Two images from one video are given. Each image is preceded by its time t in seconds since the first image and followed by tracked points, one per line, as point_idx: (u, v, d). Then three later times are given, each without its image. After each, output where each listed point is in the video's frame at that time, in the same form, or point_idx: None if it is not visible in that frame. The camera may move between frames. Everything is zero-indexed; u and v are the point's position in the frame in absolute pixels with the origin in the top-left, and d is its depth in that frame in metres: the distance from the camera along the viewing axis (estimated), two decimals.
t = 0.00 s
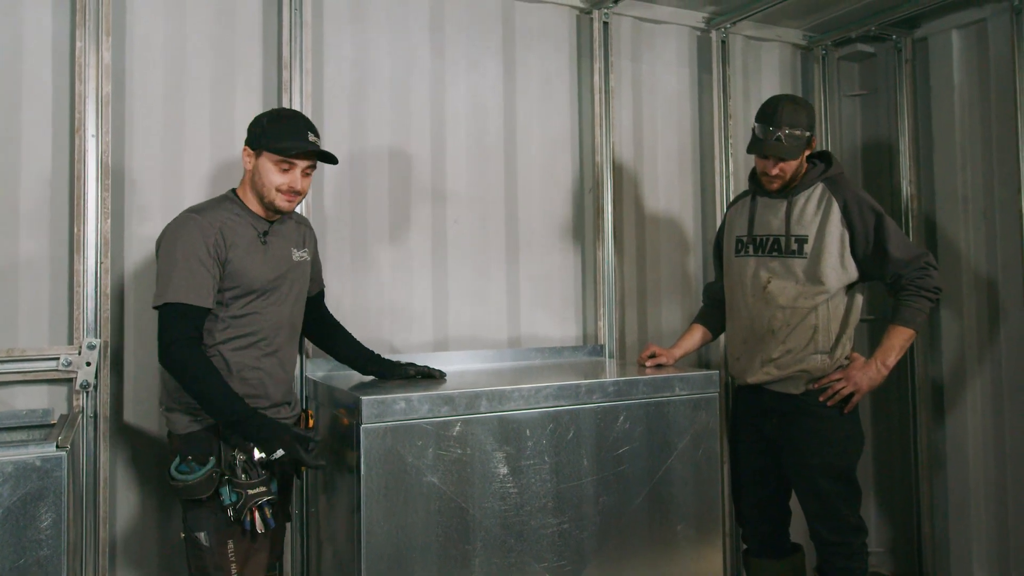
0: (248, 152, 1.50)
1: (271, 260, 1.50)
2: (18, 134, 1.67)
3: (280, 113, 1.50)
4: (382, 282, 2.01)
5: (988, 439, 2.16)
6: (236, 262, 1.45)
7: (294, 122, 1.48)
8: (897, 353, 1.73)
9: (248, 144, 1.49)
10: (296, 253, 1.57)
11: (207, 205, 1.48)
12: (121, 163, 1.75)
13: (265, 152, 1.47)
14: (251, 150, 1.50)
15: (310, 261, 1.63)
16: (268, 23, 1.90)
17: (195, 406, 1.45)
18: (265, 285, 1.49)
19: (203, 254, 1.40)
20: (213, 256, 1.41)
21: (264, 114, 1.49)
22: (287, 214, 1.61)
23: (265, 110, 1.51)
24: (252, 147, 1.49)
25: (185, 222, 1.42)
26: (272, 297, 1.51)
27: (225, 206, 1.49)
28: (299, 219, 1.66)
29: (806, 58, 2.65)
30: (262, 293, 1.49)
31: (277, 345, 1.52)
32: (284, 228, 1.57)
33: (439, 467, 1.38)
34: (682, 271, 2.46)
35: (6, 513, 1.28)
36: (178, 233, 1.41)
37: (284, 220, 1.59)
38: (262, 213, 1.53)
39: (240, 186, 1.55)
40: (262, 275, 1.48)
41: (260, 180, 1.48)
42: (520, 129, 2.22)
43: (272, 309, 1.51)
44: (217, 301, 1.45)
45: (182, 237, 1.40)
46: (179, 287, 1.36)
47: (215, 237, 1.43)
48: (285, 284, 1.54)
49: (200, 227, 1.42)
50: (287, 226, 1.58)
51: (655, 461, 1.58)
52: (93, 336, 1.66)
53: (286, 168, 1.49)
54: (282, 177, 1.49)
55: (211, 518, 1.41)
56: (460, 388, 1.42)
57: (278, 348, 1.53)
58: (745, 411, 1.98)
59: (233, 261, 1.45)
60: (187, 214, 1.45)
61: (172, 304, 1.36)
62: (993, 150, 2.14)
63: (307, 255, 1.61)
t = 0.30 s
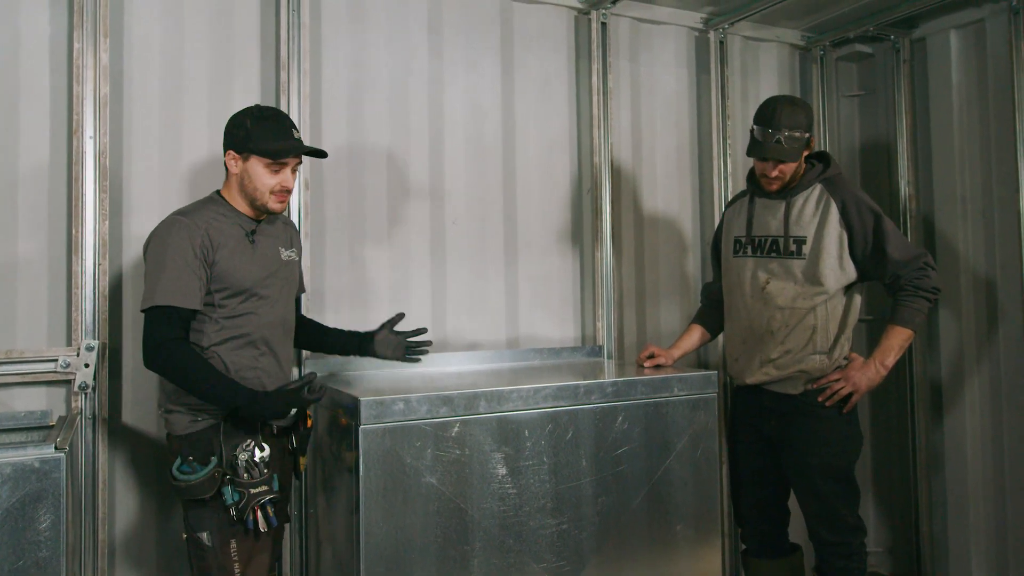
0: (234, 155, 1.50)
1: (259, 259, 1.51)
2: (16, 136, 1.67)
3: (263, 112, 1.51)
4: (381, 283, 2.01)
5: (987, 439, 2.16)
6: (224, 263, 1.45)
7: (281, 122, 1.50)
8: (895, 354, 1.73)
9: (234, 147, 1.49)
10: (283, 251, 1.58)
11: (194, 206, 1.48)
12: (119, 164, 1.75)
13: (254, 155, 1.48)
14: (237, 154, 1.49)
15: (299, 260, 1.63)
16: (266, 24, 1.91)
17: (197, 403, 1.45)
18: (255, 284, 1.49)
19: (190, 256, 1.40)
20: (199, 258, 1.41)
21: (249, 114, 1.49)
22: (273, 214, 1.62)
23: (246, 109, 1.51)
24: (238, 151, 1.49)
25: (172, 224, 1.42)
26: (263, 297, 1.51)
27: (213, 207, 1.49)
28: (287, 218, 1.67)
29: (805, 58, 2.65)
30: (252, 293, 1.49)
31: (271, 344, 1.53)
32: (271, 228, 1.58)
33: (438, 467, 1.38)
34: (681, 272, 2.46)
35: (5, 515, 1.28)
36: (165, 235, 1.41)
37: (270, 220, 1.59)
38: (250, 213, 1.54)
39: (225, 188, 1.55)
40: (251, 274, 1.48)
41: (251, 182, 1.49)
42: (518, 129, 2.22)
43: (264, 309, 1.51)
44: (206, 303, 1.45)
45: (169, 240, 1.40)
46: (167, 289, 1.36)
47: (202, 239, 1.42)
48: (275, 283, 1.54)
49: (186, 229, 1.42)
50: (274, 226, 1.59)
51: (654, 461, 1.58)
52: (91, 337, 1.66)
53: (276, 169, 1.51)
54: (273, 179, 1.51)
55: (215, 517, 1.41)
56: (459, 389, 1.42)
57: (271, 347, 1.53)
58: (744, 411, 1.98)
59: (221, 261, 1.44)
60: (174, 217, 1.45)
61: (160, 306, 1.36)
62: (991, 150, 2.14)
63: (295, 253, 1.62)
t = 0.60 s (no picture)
0: (249, 160, 1.50)
1: (265, 264, 1.50)
2: (16, 135, 1.67)
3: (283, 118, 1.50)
4: (380, 284, 2.02)
5: (986, 439, 2.17)
6: (230, 266, 1.44)
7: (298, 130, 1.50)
8: (894, 354, 1.73)
9: (250, 152, 1.48)
10: (288, 255, 1.58)
11: (199, 208, 1.48)
12: (119, 164, 1.75)
13: (270, 163, 1.48)
14: (252, 158, 1.49)
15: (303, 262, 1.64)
16: (265, 24, 1.91)
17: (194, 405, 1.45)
18: (259, 289, 1.49)
19: (195, 258, 1.40)
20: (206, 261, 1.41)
21: (267, 121, 1.49)
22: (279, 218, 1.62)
23: (263, 113, 1.51)
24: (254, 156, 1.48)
25: (177, 226, 1.42)
26: (266, 301, 1.51)
27: (217, 208, 1.49)
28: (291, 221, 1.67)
29: (804, 58, 2.65)
30: (256, 297, 1.49)
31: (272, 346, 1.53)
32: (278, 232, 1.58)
33: (437, 466, 1.38)
34: (680, 272, 2.47)
35: (5, 513, 1.29)
36: (169, 238, 1.40)
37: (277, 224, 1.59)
38: (259, 217, 1.54)
39: (236, 189, 1.55)
40: (256, 278, 1.48)
41: (265, 189, 1.50)
42: (518, 129, 2.22)
43: (266, 313, 1.51)
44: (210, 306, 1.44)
45: (175, 242, 1.40)
46: (171, 292, 1.36)
47: (207, 242, 1.42)
48: (278, 287, 1.54)
49: (192, 231, 1.42)
50: (279, 229, 1.59)
51: (654, 461, 1.58)
52: (91, 336, 1.66)
53: (291, 178, 1.51)
54: (286, 187, 1.51)
55: (220, 513, 1.41)
56: (458, 389, 1.43)
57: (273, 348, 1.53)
58: (744, 411, 1.98)
59: (227, 264, 1.44)
60: (179, 219, 1.45)
61: (164, 309, 1.35)
62: (991, 151, 2.14)
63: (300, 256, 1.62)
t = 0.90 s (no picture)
0: (282, 177, 1.44)
1: (289, 273, 1.49)
2: (17, 137, 1.67)
3: (322, 138, 1.44)
4: (381, 285, 2.02)
5: (988, 437, 2.17)
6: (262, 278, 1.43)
7: (335, 154, 1.43)
8: (896, 352, 1.74)
9: (283, 170, 1.43)
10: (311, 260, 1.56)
11: (225, 217, 1.44)
12: (120, 166, 1.75)
13: (302, 187, 1.42)
14: (283, 178, 1.43)
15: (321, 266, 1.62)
16: (265, 25, 1.91)
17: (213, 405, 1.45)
18: (287, 300, 1.49)
19: (238, 269, 1.37)
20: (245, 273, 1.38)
21: (303, 141, 1.42)
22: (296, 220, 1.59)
23: (301, 129, 1.44)
24: (286, 177, 1.43)
25: (213, 235, 1.38)
26: (289, 312, 1.52)
27: (248, 215, 1.46)
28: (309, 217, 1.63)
29: (804, 57, 2.65)
30: (283, 308, 1.49)
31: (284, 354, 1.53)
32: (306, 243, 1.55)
33: (440, 467, 1.38)
34: (681, 272, 2.46)
35: (9, 516, 1.29)
36: (208, 246, 1.36)
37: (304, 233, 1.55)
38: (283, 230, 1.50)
39: (263, 198, 1.50)
40: (285, 290, 1.48)
41: (293, 211, 1.45)
42: (518, 129, 2.22)
43: (288, 324, 1.52)
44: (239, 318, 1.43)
45: (215, 251, 1.36)
46: (219, 304, 1.33)
47: (242, 253, 1.39)
48: (300, 298, 1.55)
49: (230, 240, 1.39)
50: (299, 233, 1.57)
51: (656, 461, 1.58)
52: (94, 338, 1.66)
53: (320, 204, 1.45)
54: (314, 213, 1.46)
55: (230, 518, 1.41)
56: (460, 389, 1.43)
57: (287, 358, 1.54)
58: (746, 410, 1.98)
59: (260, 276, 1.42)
60: (212, 226, 1.41)
61: (213, 322, 1.32)
62: (992, 148, 2.14)
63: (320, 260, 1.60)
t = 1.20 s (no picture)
0: (309, 192, 1.37)
1: (310, 281, 1.45)
2: (24, 139, 1.68)
3: (355, 154, 1.36)
4: (385, 287, 2.02)
5: (994, 438, 2.16)
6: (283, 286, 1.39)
7: (366, 172, 1.36)
8: (901, 354, 1.73)
9: (311, 186, 1.36)
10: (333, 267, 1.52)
11: (251, 220, 1.39)
12: (125, 167, 1.76)
13: (329, 204, 1.36)
14: (309, 193, 1.37)
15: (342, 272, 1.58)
16: (270, 27, 1.92)
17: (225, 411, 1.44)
18: (307, 308, 1.46)
19: (262, 276, 1.33)
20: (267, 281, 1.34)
21: (333, 156, 1.34)
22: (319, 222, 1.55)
23: (334, 142, 1.36)
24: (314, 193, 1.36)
25: (241, 238, 1.34)
26: (308, 319, 1.49)
27: (274, 219, 1.41)
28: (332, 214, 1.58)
29: (808, 58, 2.65)
30: (300, 316, 1.46)
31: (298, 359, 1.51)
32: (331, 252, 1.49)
33: (445, 469, 1.38)
34: (685, 273, 2.46)
35: (15, 517, 1.29)
36: (231, 252, 1.31)
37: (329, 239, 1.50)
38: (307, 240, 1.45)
39: (290, 206, 1.44)
40: (305, 298, 1.45)
41: (317, 225, 1.39)
42: (521, 131, 2.22)
43: (307, 330, 1.49)
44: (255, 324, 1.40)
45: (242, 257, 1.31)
46: (243, 312, 1.28)
47: (266, 261, 1.34)
48: (320, 305, 1.52)
49: (257, 246, 1.34)
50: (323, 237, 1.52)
51: (660, 462, 1.58)
52: (99, 340, 1.67)
53: (346, 222, 1.40)
54: (338, 229, 1.40)
55: (241, 522, 1.40)
56: (464, 391, 1.43)
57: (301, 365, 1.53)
58: (750, 413, 1.97)
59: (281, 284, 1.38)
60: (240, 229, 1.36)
61: (234, 331, 1.27)
62: (997, 150, 2.14)
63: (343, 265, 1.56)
